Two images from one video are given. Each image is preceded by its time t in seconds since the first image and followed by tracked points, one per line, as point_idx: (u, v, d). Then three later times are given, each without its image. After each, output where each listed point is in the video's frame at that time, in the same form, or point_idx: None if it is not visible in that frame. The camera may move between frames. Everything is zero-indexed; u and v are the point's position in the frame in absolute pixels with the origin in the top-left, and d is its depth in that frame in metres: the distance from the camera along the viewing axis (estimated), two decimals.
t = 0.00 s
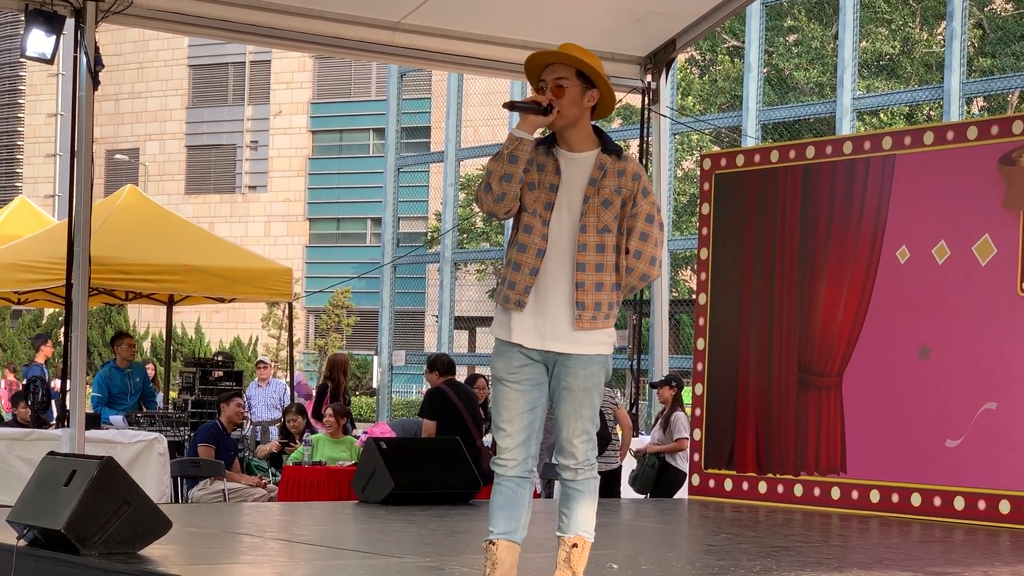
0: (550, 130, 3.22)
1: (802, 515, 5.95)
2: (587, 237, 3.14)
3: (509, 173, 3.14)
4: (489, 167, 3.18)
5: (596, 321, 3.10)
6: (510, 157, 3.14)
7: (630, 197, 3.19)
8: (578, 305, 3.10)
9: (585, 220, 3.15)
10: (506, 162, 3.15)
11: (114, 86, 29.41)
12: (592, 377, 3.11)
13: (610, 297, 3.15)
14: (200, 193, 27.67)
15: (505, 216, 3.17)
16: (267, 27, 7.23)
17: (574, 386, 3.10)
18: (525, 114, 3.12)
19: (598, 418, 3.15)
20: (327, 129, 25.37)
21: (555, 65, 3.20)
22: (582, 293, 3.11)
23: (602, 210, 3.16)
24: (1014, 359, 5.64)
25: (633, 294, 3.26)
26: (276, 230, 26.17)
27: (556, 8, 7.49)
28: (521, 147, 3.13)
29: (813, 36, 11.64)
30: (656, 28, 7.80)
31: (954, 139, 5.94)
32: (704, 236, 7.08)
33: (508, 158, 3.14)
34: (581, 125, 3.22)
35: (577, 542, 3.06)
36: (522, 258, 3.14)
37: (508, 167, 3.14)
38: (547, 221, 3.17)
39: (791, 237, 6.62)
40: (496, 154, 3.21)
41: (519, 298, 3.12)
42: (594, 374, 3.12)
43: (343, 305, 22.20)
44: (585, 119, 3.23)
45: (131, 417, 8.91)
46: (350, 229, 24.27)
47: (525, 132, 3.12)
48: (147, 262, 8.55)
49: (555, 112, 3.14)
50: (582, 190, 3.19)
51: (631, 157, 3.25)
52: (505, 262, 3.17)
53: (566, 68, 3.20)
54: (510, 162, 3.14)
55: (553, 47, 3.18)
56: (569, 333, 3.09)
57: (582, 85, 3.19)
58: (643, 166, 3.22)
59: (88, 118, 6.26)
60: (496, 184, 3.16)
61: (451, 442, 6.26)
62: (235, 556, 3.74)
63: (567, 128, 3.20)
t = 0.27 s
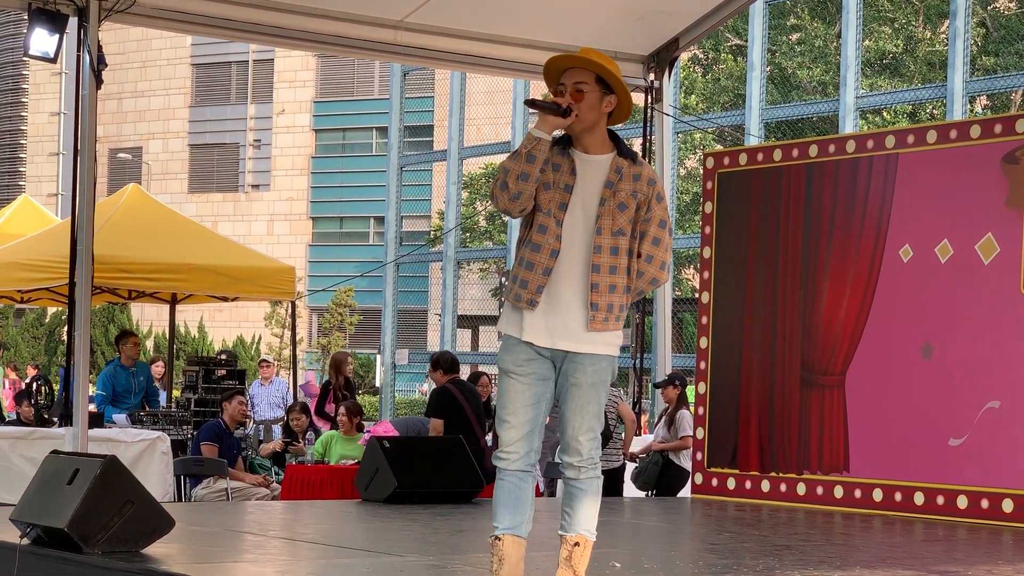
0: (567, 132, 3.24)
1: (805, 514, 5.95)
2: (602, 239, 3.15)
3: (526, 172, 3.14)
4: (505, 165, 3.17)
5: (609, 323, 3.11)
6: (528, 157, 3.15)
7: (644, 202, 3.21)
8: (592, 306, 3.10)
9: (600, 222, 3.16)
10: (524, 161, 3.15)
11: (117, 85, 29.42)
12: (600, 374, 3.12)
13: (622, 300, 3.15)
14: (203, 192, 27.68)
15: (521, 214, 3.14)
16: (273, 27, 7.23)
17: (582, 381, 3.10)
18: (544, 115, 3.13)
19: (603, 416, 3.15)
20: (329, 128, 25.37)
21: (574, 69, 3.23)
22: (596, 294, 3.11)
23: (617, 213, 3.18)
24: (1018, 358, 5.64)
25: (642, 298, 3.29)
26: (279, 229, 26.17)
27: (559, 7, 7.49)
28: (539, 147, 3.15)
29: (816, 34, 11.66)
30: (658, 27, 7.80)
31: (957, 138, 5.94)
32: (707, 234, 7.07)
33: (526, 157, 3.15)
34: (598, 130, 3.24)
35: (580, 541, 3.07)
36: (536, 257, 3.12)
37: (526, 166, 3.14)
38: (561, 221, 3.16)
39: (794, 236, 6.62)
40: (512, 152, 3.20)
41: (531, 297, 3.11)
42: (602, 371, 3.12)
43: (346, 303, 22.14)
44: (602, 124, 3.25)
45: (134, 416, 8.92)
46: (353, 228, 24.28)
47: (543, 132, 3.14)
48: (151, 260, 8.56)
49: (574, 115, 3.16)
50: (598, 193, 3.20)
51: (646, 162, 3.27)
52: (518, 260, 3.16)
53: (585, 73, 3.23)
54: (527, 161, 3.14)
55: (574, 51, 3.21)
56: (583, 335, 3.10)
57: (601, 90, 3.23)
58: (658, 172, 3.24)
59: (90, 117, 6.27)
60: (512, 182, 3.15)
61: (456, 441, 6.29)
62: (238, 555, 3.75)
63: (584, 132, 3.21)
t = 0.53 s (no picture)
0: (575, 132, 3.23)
1: (807, 513, 5.95)
2: (608, 242, 3.16)
3: (535, 172, 3.12)
4: (514, 165, 3.15)
5: (614, 325, 3.12)
6: (537, 157, 3.12)
7: (650, 204, 3.22)
8: (598, 308, 3.11)
9: (606, 225, 3.16)
10: (533, 161, 3.12)
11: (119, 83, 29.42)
12: (603, 372, 3.12)
13: (627, 302, 3.17)
14: (205, 191, 27.70)
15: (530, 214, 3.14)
16: (274, 26, 7.24)
17: (585, 379, 3.10)
18: (551, 115, 3.10)
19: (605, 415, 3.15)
20: (331, 127, 25.38)
21: (583, 69, 3.23)
22: (602, 296, 3.12)
23: (623, 216, 3.18)
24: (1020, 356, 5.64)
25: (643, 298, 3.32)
26: (281, 228, 26.20)
27: (560, 6, 7.48)
28: (548, 147, 3.11)
29: (818, 33, 11.68)
30: (660, 26, 7.80)
31: (960, 136, 5.94)
32: (709, 233, 7.07)
33: (535, 157, 3.12)
34: (604, 129, 3.24)
35: (581, 539, 3.07)
36: (545, 258, 3.13)
37: (535, 166, 3.12)
38: (569, 222, 3.17)
39: (795, 234, 6.62)
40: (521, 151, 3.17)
41: (539, 298, 3.11)
42: (605, 369, 3.13)
43: (348, 302, 22.09)
44: (609, 124, 3.25)
45: (136, 415, 8.93)
46: (355, 226, 24.29)
47: (553, 132, 3.09)
48: (152, 259, 8.56)
49: (582, 114, 3.15)
50: (604, 195, 3.21)
51: (652, 165, 3.27)
52: (525, 260, 3.16)
53: (594, 73, 3.22)
54: (537, 162, 3.12)
55: (583, 51, 3.21)
56: (590, 336, 3.11)
57: (609, 90, 3.22)
58: (663, 175, 3.25)
59: (92, 116, 6.27)
60: (522, 182, 3.14)
61: (460, 442, 6.33)
62: (240, 554, 3.75)
63: (592, 131, 3.22)
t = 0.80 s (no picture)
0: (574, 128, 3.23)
1: (808, 512, 5.95)
2: (609, 238, 3.16)
3: (535, 165, 3.13)
4: (514, 159, 3.16)
5: (614, 321, 3.12)
6: (537, 150, 3.13)
7: (649, 201, 3.22)
8: (598, 305, 3.11)
9: (606, 221, 3.17)
10: (532, 154, 3.13)
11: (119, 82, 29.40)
12: (603, 371, 3.12)
13: (628, 299, 3.17)
14: (206, 190, 27.71)
15: (530, 208, 3.15)
16: (274, 25, 7.24)
17: (585, 378, 3.10)
18: (550, 108, 3.14)
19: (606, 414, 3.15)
20: (332, 126, 25.39)
21: (582, 64, 3.23)
22: (602, 292, 3.12)
23: (624, 212, 3.18)
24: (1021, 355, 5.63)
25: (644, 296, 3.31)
26: (282, 227, 26.25)
27: (560, 4, 7.48)
28: (547, 140, 3.13)
29: (819, 32, 11.70)
30: (662, 25, 7.80)
31: (961, 135, 5.93)
32: (710, 232, 7.07)
33: (534, 150, 3.13)
34: (603, 125, 3.24)
35: (582, 538, 3.06)
36: (545, 253, 3.14)
37: (534, 159, 3.13)
38: (569, 218, 3.17)
39: (796, 233, 6.62)
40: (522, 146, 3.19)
41: (540, 293, 3.11)
42: (605, 368, 3.13)
43: (348, 302, 22.01)
44: (608, 120, 3.25)
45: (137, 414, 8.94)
46: (356, 225, 24.28)
47: (552, 125, 3.13)
48: (153, 258, 8.57)
49: (579, 109, 3.16)
50: (604, 191, 3.21)
51: (652, 162, 3.28)
52: (526, 256, 3.17)
53: (593, 68, 3.22)
54: (536, 155, 3.13)
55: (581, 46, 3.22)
56: (590, 333, 3.11)
57: (608, 85, 3.22)
58: (663, 172, 3.25)
59: (94, 115, 6.26)
60: (522, 176, 3.14)
61: (462, 441, 6.38)
62: (241, 553, 3.75)
63: (590, 127, 3.21)
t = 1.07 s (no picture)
0: (563, 124, 3.26)
1: (809, 510, 5.94)
2: (598, 235, 3.15)
3: (519, 160, 3.15)
4: (499, 155, 3.18)
5: (604, 318, 3.11)
6: (520, 144, 3.15)
7: (640, 197, 3.20)
8: (587, 301, 3.11)
9: (596, 218, 3.16)
10: (516, 149, 3.16)
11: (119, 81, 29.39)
12: (596, 370, 3.11)
13: (619, 295, 3.16)
14: (206, 189, 27.72)
15: (515, 203, 3.17)
16: (274, 23, 7.23)
17: (578, 378, 3.10)
18: (537, 103, 3.18)
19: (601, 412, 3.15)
20: (332, 125, 25.42)
21: (572, 60, 3.27)
22: (591, 289, 3.12)
23: (613, 208, 3.17)
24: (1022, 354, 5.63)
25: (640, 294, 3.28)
26: (283, 226, 26.31)
27: (561, 2, 7.47)
28: (531, 134, 3.15)
29: (819, 30, 11.72)
30: (663, 24, 7.79)
31: (961, 133, 5.93)
32: (710, 231, 7.07)
33: (518, 145, 3.16)
34: (592, 122, 3.25)
35: (581, 537, 3.06)
36: (532, 250, 3.15)
37: (518, 153, 3.15)
38: (557, 214, 3.19)
39: (797, 231, 6.62)
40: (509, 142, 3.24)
41: (527, 290, 3.13)
42: (598, 367, 3.12)
43: (349, 300, 21.99)
44: (598, 116, 3.26)
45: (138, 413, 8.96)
46: (356, 225, 24.29)
47: (537, 119, 3.16)
48: (153, 257, 8.57)
49: (566, 104, 3.19)
50: (594, 187, 3.21)
51: (644, 158, 3.26)
52: (514, 251, 3.20)
53: (583, 65, 3.26)
54: (520, 149, 3.15)
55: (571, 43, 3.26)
56: (578, 330, 3.10)
57: (597, 82, 3.24)
58: (654, 167, 3.24)
59: (94, 114, 6.26)
60: (506, 170, 3.16)
61: (463, 440, 6.37)
62: (242, 552, 3.75)
63: (578, 123, 3.23)
